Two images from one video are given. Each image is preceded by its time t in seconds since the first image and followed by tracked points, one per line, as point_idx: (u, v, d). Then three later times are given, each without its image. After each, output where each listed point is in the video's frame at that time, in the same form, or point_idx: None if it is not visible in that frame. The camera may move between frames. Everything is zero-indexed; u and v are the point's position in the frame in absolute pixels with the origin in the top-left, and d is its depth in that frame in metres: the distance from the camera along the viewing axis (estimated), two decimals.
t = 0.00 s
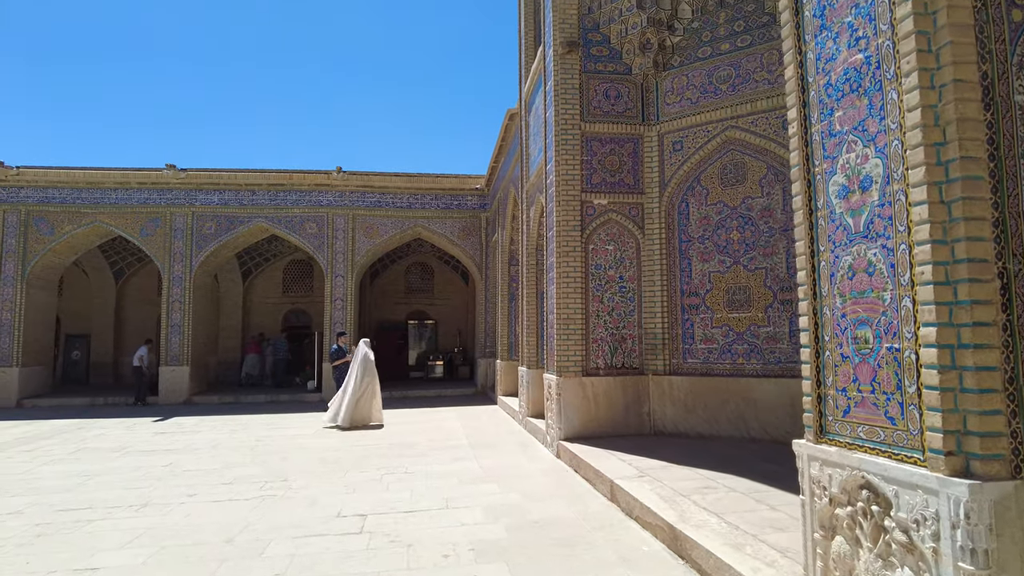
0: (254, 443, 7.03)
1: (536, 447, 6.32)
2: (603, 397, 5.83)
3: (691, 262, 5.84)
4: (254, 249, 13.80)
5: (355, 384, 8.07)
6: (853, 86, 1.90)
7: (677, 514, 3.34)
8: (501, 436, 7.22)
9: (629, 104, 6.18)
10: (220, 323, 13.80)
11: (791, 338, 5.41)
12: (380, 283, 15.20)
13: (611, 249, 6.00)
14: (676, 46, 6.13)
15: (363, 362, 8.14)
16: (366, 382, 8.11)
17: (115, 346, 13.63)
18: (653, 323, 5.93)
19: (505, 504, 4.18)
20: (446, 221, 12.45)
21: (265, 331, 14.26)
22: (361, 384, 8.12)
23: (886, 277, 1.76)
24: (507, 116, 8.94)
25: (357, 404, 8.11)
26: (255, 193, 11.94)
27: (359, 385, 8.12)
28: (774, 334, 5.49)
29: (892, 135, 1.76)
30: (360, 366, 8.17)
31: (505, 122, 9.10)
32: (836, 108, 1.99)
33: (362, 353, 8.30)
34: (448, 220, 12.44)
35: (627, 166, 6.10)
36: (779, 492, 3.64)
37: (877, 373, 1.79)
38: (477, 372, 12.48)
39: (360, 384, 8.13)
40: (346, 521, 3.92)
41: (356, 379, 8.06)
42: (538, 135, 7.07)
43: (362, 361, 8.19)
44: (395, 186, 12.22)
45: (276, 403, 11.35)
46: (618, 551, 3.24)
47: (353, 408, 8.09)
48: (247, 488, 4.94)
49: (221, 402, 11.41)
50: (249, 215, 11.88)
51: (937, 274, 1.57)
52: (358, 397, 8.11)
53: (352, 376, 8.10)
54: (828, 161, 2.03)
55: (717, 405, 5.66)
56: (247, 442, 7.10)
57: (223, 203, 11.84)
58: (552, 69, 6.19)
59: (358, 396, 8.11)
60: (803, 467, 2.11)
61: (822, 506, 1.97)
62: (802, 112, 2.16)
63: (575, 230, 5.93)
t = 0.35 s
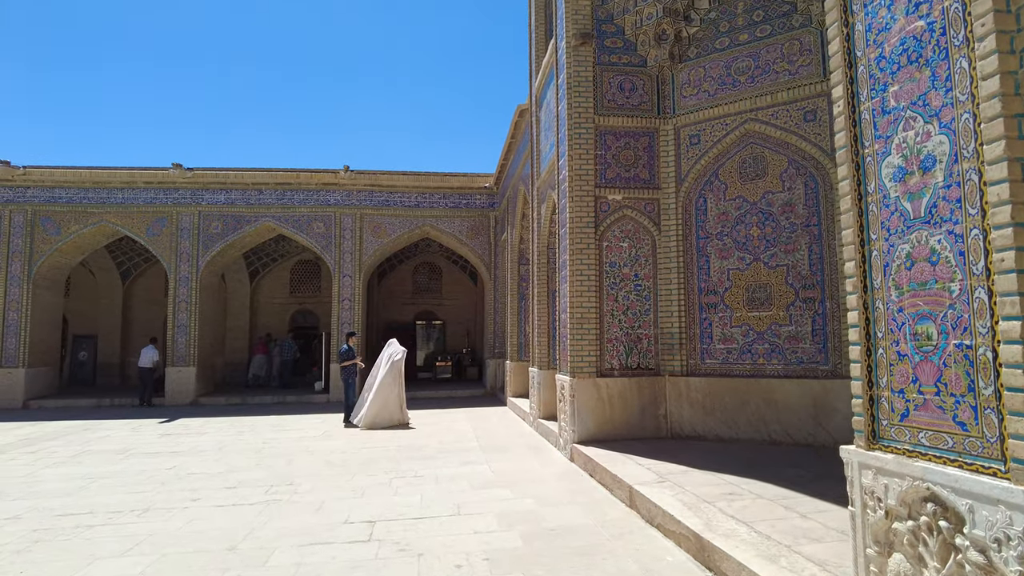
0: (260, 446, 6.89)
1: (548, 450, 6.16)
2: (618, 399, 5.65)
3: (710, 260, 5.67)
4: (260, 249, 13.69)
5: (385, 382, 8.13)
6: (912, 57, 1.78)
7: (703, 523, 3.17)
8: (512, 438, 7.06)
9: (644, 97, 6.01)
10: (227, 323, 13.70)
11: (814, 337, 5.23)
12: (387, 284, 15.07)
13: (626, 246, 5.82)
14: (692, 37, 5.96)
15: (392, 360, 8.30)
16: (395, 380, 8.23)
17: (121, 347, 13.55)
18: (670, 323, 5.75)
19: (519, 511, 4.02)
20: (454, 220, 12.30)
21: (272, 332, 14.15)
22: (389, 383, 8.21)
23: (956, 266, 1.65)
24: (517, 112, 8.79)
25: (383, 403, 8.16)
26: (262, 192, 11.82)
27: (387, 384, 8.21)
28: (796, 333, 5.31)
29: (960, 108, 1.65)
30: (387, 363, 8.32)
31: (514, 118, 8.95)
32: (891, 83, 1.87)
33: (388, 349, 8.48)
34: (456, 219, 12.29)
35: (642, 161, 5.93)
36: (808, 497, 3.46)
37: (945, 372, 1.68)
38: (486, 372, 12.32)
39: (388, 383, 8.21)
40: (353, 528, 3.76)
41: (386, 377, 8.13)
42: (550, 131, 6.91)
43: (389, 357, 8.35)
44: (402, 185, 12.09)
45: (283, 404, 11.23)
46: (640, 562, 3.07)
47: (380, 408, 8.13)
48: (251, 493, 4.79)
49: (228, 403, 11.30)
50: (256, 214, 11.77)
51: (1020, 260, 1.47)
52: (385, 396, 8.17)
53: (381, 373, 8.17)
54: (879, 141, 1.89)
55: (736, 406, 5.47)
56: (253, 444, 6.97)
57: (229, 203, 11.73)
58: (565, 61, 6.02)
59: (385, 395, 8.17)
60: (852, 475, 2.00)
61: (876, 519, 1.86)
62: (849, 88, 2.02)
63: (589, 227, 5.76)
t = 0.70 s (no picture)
0: (265, 449, 6.74)
1: (561, 455, 5.98)
2: (633, 401, 5.46)
3: (728, 257, 5.48)
4: (266, 249, 13.57)
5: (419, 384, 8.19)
6: (988, 21, 1.82)
7: (730, 535, 2.98)
8: (523, 442, 6.88)
9: (659, 89, 5.81)
10: (233, 324, 13.58)
11: (838, 338, 5.01)
12: (394, 284, 14.93)
13: (641, 243, 5.63)
14: (708, 28, 5.75)
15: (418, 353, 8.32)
16: (428, 376, 8.30)
17: (127, 348, 13.46)
18: (686, 323, 5.56)
19: (533, 521, 3.84)
20: (462, 219, 12.13)
21: (278, 333, 14.02)
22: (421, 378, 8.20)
23: None
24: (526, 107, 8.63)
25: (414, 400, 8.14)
26: (267, 190, 11.69)
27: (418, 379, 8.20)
28: (819, 333, 5.10)
29: None
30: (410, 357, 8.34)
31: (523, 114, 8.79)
32: (960, 55, 1.89)
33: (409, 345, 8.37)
34: (463, 218, 12.12)
35: (658, 155, 5.74)
36: (841, 507, 3.26)
37: None
38: (495, 373, 12.14)
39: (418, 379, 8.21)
40: (359, 538, 3.59)
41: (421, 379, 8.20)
42: (561, 126, 6.73)
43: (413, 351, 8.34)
44: (409, 184, 11.92)
45: (289, 406, 11.08)
46: None
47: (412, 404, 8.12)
48: (254, 499, 4.62)
49: (233, 405, 11.17)
50: (261, 214, 11.64)
51: None
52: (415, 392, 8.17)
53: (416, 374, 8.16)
54: (944, 117, 1.93)
55: (757, 409, 5.26)
56: (258, 448, 6.82)
57: (234, 202, 11.60)
58: (577, 53, 5.83)
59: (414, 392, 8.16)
60: (913, 492, 2.02)
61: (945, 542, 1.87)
62: (906, 62, 2.07)
63: (602, 223, 5.57)
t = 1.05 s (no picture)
0: (270, 452, 6.60)
1: (573, 459, 5.82)
2: (649, 404, 5.30)
3: (747, 254, 5.31)
4: (272, 248, 13.46)
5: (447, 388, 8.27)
6: None
7: (761, 546, 2.81)
8: (534, 445, 6.72)
9: (675, 81, 5.64)
10: (238, 324, 13.47)
11: (863, 338, 4.82)
12: (401, 284, 14.80)
13: (656, 240, 5.48)
14: (726, 18, 5.58)
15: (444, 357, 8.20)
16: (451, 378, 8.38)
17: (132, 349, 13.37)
18: (703, 323, 5.40)
19: (549, 529, 3.68)
20: (469, 218, 11.98)
21: (284, 334, 13.89)
22: (449, 382, 8.20)
23: None
24: (536, 103, 8.49)
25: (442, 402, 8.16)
26: (273, 190, 11.58)
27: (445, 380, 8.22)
28: (843, 333, 4.91)
29: None
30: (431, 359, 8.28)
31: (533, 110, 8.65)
32: None
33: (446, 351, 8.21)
34: (471, 217, 11.97)
35: (673, 149, 5.58)
36: (876, 516, 3.08)
37: None
38: (503, 374, 11.98)
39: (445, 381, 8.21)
40: (367, 547, 3.43)
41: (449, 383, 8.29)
42: (572, 121, 6.57)
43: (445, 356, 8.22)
44: (416, 183, 11.78)
45: (294, 407, 10.95)
46: None
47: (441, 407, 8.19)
48: (258, 505, 4.47)
49: (238, 406, 11.04)
50: (267, 213, 11.52)
51: None
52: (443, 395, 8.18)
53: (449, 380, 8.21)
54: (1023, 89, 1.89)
55: (778, 412, 5.09)
56: (263, 451, 6.68)
57: (239, 202, 11.48)
58: (589, 45, 5.66)
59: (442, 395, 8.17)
60: (985, 508, 1.97)
61: None
62: (975, 28, 2.04)
63: (616, 220, 5.43)
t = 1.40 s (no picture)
0: (274, 455, 6.45)
1: (586, 463, 5.66)
2: (665, 407, 5.17)
3: (765, 252, 5.17)
4: (274, 248, 13.34)
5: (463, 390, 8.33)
6: None
7: (795, 558, 2.65)
8: (544, 448, 6.56)
9: (690, 74, 5.51)
10: (242, 325, 13.34)
11: (887, 338, 4.65)
12: (406, 284, 14.66)
13: (671, 238, 5.35)
14: (742, 9, 5.46)
15: (472, 362, 8.18)
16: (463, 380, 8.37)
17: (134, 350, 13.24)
18: (720, 323, 5.25)
19: (565, 538, 3.52)
20: (475, 217, 11.84)
21: (288, 335, 13.75)
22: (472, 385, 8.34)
23: None
24: (545, 99, 8.37)
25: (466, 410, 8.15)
26: (276, 188, 11.45)
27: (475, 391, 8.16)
28: (866, 333, 4.75)
29: None
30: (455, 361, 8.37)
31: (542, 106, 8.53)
32: None
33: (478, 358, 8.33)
34: (477, 216, 11.83)
35: (688, 144, 5.45)
36: (914, 527, 2.92)
37: None
38: (508, 376, 11.83)
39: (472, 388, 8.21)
40: (375, 557, 3.28)
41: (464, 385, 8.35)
42: (583, 116, 6.45)
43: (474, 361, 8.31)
44: (421, 182, 11.63)
45: (298, 409, 10.80)
46: None
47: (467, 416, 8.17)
48: (261, 510, 4.32)
49: (241, 408, 10.90)
50: (270, 212, 11.38)
51: None
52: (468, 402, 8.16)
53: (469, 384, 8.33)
54: None
55: (798, 416, 4.93)
56: (267, 454, 6.53)
57: (242, 200, 11.36)
58: (602, 37, 5.54)
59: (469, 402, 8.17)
60: None
61: None
62: None
63: (630, 217, 5.30)
